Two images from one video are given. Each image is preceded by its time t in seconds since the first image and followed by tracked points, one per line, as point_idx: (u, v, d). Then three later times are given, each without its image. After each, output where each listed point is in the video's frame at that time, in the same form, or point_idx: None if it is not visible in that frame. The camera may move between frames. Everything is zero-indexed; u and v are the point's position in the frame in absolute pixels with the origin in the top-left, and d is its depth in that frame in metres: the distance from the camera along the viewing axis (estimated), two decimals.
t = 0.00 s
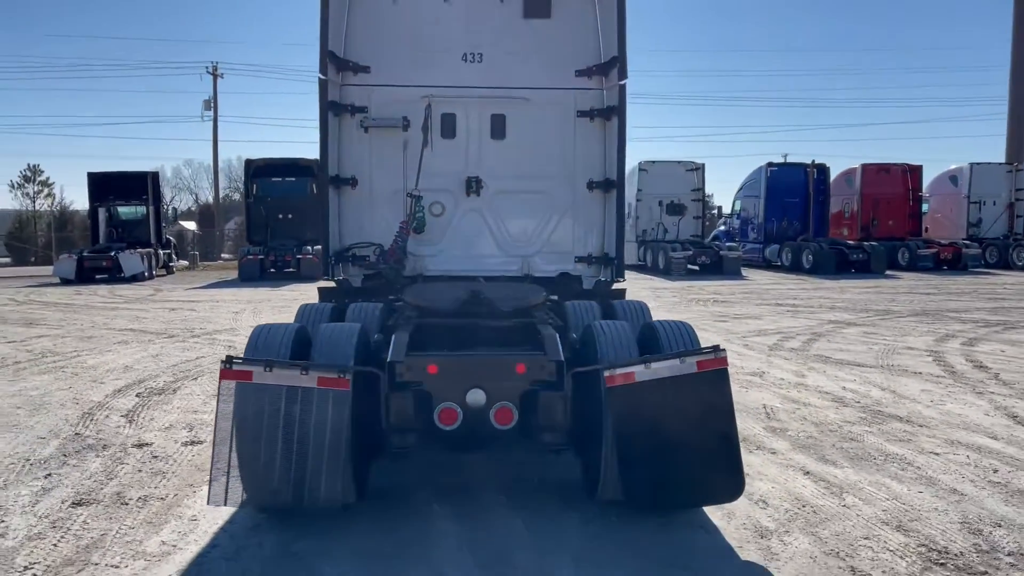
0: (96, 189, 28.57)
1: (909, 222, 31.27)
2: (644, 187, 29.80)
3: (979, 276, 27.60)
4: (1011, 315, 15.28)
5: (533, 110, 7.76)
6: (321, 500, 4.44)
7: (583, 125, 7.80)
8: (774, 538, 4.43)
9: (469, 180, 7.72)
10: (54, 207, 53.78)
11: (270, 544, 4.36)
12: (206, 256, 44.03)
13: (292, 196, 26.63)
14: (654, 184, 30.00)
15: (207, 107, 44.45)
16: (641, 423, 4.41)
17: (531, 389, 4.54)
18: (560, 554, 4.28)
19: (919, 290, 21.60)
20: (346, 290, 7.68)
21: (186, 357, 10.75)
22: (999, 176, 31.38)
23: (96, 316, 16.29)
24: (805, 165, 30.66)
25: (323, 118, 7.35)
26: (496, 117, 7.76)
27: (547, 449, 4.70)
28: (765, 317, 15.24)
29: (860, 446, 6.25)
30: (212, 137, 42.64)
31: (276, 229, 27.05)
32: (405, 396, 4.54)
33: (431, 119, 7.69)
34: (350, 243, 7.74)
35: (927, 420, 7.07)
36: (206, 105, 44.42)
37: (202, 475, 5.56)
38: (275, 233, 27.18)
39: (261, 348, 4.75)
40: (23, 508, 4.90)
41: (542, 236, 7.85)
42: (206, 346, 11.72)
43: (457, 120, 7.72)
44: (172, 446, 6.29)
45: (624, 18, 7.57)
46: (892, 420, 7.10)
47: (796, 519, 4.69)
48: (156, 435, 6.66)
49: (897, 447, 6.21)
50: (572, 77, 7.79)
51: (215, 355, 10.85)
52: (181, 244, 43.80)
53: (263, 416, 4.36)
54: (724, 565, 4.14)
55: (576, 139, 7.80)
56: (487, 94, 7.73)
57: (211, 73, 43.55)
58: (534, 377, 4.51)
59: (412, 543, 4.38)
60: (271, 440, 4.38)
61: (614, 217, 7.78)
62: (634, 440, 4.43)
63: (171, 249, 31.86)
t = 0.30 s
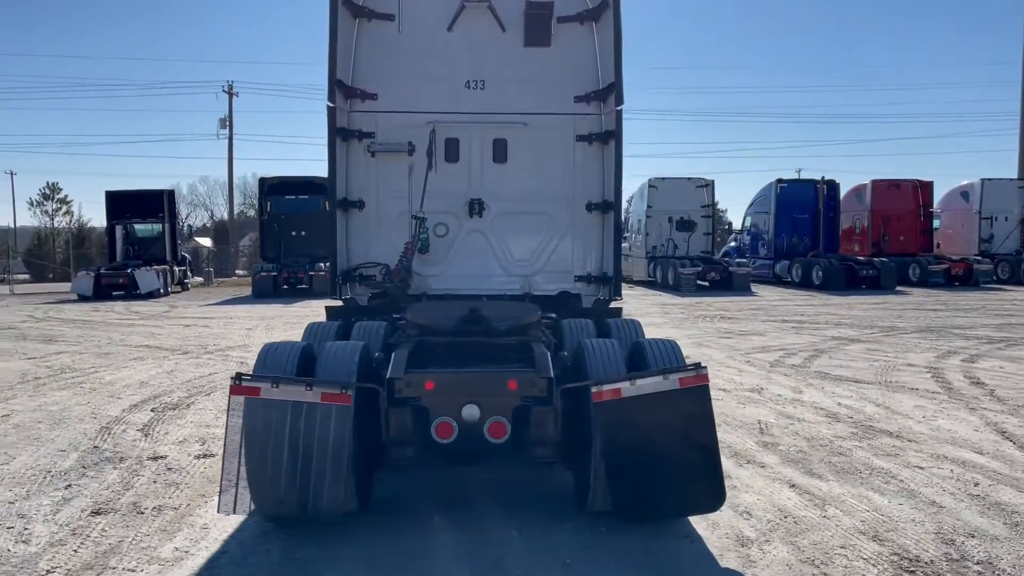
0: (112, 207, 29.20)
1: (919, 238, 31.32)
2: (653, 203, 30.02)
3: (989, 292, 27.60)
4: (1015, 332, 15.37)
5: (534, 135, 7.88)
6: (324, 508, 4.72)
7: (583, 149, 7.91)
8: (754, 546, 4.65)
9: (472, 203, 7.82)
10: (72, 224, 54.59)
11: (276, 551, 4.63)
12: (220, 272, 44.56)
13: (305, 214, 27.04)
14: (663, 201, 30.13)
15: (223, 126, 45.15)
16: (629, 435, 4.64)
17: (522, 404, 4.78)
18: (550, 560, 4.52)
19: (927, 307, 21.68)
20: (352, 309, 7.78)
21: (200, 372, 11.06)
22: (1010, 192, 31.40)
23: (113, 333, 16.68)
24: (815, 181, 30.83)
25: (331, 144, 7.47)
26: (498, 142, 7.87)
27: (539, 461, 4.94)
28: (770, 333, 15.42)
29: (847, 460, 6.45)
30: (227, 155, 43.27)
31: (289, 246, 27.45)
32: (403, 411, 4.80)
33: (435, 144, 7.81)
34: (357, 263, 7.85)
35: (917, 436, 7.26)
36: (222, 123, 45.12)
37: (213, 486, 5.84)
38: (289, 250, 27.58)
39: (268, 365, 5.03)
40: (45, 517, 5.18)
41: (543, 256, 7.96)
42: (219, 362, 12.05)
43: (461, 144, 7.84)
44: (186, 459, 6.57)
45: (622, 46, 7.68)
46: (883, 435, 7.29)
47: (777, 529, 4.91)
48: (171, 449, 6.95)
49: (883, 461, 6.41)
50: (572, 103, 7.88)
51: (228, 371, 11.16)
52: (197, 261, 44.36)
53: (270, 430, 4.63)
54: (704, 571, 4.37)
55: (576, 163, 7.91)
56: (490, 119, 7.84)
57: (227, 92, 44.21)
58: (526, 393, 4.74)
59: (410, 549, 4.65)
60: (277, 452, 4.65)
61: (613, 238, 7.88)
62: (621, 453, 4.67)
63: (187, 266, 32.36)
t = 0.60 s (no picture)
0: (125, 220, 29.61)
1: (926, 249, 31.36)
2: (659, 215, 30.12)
3: (995, 302, 27.64)
4: (1015, 342, 15.49)
5: (531, 149, 7.97)
6: (321, 506, 4.96)
7: (577, 163, 7.99)
8: (732, 543, 4.86)
9: (470, 216, 7.94)
10: (86, 236, 55.24)
11: (276, 546, 4.86)
12: (231, 284, 44.99)
13: (314, 226, 27.37)
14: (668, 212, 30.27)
15: (235, 138, 45.69)
16: (611, 437, 4.86)
17: (511, 407, 5.01)
18: (535, 555, 4.74)
19: (931, 317, 21.77)
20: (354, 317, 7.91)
21: (208, 381, 11.35)
22: (1016, 203, 31.45)
23: (125, 343, 17.00)
24: (821, 193, 30.98)
25: (333, 159, 7.60)
26: (496, 156, 7.98)
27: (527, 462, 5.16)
28: (771, 343, 15.59)
29: (831, 464, 6.65)
30: (239, 168, 43.77)
31: (299, 258, 27.78)
32: (397, 413, 5.05)
33: (435, 158, 7.93)
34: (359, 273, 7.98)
35: (903, 441, 7.45)
36: (234, 137, 45.66)
37: (218, 487, 6.09)
38: (298, 262, 27.91)
39: (269, 371, 5.30)
40: (58, 515, 5.44)
41: (539, 266, 8.04)
42: (227, 370, 12.33)
43: (460, 159, 7.95)
44: (193, 462, 6.83)
45: (615, 63, 7.77)
46: (870, 440, 7.49)
47: (756, 527, 5.12)
48: (178, 453, 7.21)
49: (867, 465, 6.61)
50: (567, 118, 7.97)
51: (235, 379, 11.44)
52: (208, 272, 44.84)
53: (271, 431, 4.88)
54: (682, 566, 4.58)
55: (571, 177, 8.00)
56: (487, 134, 7.95)
57: (238, 106, 44.79)
58: (514, 397, 4.97)
59: (402, 544, 4.88)
60: (277, 451, 4.89)
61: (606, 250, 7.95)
62: (604, 454, 4.88)
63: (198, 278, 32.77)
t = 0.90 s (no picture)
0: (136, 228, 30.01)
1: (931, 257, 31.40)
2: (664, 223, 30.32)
3: (1000, 310, 27.67)
4: (1015, 349, 15.59)
5: (530, 160, 8.03)
6: (321, 505, 5.17)
7: (575, 174, 8.06)
8: (716, 541, 5.04)
9: (471, 225, 7.97)
10: (97, 245, 55.74)
11: (277, 543, 5.07)
12: (240, 293, 45.36)
13: (322, 235, 27.68)
14: (674, 220, 30.43)
15: (245, 148, 46.15)
16: (600, 438, 5.05)
17: (503, 410, 5.21)
18: (526, 551, 4.93)
19: (934, 325, 21.87)
20: (358, 324, 8.01)
21: (216, 387, 11.59)
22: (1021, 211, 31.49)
23: (135, 351, 17.29)
24: (826, 201, 31.11)
25: (337, 170, 7.68)
26: (495, 167, 8.03)
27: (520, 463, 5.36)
28: (771, 350, 15.74)
29: (819, 467, 6.83)
30: (248, 178, 44.20)
31: (307, 266, 28.09)
32: (395, 416, 5.26)
33: (436, 169, 7.99)
34: (362, 282, 8.03)
35: (892, 445, 7.62)
36: (244, 146, 46.13)
37: (223, 488, 6.30)
38: (306, 271, 28.22)
39: (272, 375, 5.53)
40: (70, 514, 5.65)
41: (538, 274, 8.06)
42: (234, 377, 12.58)
43: (461, 170, 8.01)
44: (200, 464, 7.05)
45: (611, 75, 7.82)
46: (860, 444, 7.66)
47: (740, 526, 5.30)
48: (186, 455, 7.43)
49: (854, 468, 6.78)
50: (564, 130, 8.05)
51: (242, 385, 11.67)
52: (217, 281, 45.23)
53: (273, 432, 5.10)
54: (667, 561, 4.76)
55: (569, 187, 8.06)
56: (487, 146, 8.02)
57: (248, 116, 45.24)
58: (506, 400, 5.17)
59: (399, 541, 5.08)
60: (279, 452, 5.11)
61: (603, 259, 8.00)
62: (593, 456, 5.08)
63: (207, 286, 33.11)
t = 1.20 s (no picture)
0: (144, 235, 30.29)
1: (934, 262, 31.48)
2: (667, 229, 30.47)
3: (1003, 315, 27.75)
4: (1015, 354, 15.71)
5: (532, 170, 8.21)
6: (330, 504, 5.36)
7: (576, 182, 8.24)
8: (711, 539, 5.21)
9: (474, 232, 8.16)
10: (104, 252, 56.11)
11: (287, 540, 5.26)
12: (247, 299, 45.63)
13: (329, 242, 27.91)
14: (677, 226, 30.61)
15: (251, 155, 46.49)
16: (598, 438, 5.23)
17: (505, 412, 5.39)
18: (527, 547, 5.11)
19: (937, 329, 21.98)
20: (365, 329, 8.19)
21: (224, 392, 11.79)
22: None
23: (144, 356, 17.52)
24: (829, 207, 31.27)
25: (344, 179, 7.89)
26: (498, 175, 8.22)
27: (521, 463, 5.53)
28: (773, 355, 15.89)
29: (815, 468, 7.00)
30: (255, 185, 44.51)
31: (313, 273, 28.32)
32: (400, 417, 5.45)
33: (440, 178, 8.18)
34: (368, 288, 8.21)
35: (888, 447, 7.78)
36: (250, 153, 46.47)
37: (234, 488, 6.50)
38: (312, 277, 28.44)
39: (281, 379, 5.72)
40: (87, 513, 5.85)
41: (540, 280, 8.23)
42: (242, 382, 12.79)
43: (464, 178, 8.20)
44: (211, 466, 7.25)
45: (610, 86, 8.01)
46: (855, 446, 7.82)
47: (735, 524, 5.47)
48: (197, 458, 7.64)
49: (848, 469, 6.94)
50: (565, 140, 8.24)
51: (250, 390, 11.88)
52: (224, 287, 45.51)
53: (283, 433, 5.30)
54: (663, 557, 4.93)
55: (570, 195, 8.24)
56: (490, 155, 8.20)
57: (254, 124, 45.56)
58: (507, 402, 5.34)
59: (404, 538, 5.27)
60: (288, 452, 5.31)
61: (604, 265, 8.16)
62: (591, 456, 5.25)
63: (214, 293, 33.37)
